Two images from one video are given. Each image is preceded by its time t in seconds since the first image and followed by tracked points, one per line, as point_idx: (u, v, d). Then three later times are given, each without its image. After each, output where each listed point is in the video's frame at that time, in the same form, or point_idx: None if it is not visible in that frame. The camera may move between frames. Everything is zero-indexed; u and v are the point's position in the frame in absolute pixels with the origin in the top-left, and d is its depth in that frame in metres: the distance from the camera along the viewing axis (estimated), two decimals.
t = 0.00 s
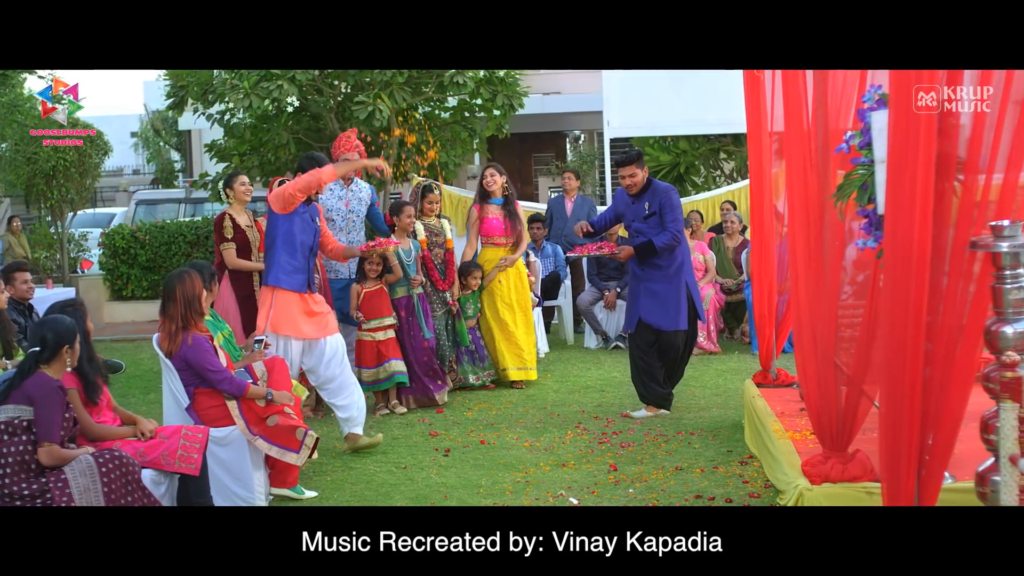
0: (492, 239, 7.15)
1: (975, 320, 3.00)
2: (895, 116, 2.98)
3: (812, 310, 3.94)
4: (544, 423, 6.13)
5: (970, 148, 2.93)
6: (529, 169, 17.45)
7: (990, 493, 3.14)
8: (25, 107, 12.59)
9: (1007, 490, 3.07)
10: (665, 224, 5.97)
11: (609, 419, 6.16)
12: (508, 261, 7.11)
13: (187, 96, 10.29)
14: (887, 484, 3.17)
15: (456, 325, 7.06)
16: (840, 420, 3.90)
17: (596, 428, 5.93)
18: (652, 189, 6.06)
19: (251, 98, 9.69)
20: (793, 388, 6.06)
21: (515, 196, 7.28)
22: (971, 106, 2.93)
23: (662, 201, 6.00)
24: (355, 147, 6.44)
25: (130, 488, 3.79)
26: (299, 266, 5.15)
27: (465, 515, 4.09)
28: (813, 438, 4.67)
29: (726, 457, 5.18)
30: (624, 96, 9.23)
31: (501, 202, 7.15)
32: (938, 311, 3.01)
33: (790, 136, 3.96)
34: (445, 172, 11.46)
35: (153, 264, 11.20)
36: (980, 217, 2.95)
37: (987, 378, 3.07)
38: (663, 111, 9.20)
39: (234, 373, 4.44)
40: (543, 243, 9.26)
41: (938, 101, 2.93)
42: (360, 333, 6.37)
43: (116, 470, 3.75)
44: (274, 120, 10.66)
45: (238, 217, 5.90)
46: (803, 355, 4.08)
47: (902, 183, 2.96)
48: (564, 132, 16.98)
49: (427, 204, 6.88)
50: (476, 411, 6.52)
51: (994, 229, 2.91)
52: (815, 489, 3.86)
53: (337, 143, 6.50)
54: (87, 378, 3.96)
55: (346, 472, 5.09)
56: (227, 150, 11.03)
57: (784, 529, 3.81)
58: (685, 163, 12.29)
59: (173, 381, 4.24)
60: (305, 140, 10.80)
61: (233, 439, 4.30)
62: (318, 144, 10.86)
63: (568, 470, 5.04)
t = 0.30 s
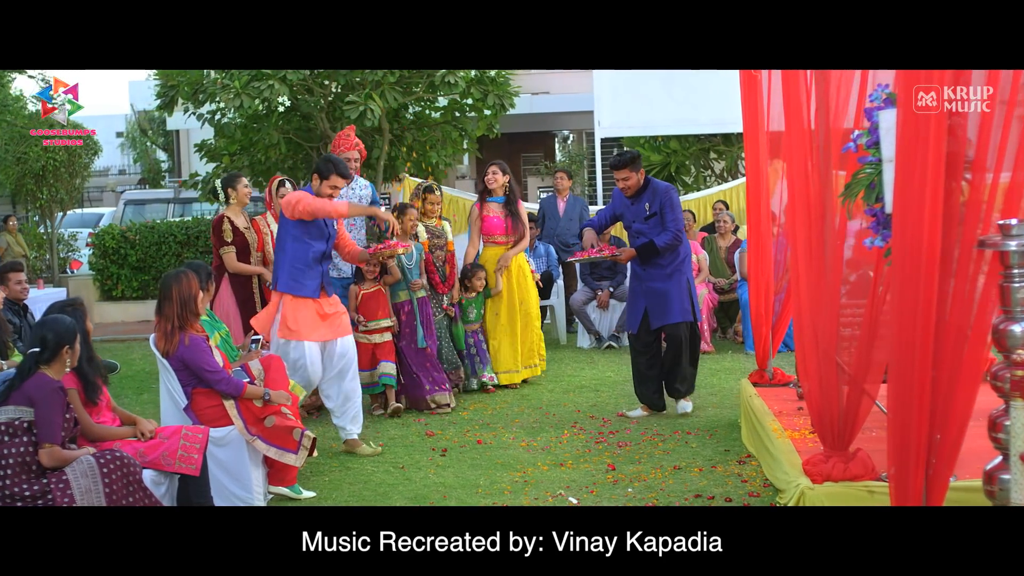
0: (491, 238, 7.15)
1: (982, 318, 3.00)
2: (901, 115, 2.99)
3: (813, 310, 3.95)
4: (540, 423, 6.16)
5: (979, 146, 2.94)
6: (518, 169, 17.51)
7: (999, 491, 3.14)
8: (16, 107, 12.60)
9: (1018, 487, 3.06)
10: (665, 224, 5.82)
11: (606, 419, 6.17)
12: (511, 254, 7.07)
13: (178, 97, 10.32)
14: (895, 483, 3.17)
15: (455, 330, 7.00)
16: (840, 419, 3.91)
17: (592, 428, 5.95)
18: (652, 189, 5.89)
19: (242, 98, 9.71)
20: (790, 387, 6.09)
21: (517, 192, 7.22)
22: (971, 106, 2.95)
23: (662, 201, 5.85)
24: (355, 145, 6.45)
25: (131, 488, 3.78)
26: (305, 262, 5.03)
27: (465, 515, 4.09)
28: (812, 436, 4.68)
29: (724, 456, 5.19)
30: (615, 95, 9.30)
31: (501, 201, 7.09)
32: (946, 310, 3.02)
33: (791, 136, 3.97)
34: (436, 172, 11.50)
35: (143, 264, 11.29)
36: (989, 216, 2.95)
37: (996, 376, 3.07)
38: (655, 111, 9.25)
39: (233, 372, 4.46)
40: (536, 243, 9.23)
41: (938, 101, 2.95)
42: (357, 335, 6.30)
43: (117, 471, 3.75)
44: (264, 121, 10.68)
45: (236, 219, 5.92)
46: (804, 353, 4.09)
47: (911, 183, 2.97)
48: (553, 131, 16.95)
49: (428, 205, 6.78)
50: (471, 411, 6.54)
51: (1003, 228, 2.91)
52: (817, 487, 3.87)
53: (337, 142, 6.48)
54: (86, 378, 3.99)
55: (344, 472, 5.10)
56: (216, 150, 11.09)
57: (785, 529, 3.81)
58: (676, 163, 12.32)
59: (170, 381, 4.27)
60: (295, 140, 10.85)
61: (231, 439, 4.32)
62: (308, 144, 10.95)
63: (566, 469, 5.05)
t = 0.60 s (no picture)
0: (492, 240, 7.08)
1: (989, 316, 3.02)
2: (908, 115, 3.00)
3: (812, 309, 3.96)
4: (536, 423, 6.18)
5: (985, 146, 2.94)
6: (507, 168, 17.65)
7: (1005, 490, 3.14)
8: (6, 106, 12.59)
9: None
10: (668, 224, 5.79)
11: (601, 419, 6.20)
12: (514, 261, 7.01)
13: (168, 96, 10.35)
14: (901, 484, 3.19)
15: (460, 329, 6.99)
16: (841, 418, 3.96)
17: (588, 427, 5.97)
18: (652, 189, 5.86)
19: (233, 97, 9.78)
20: (787, 385, 6.14)
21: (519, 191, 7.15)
22: (975, 105, 2.94)
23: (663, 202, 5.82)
24: (355, 145, 6.46)
25: (131, 489, 3.82)
26: (311, 266, 4.99)
27: (465, 515, 4.10)
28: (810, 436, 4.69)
29: (721, 455, 5.20)
30: (606, 96, 9.32)
31: (504, 202, 7.05)
32: (954, 309, 3.02)
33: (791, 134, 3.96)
34: (426, 172, 11.53)
35: (133, 264, 11.38)
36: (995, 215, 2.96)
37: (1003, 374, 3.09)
38: (645, 110, 9.26)
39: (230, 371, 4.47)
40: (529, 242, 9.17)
41: (938, 101, 2.97)
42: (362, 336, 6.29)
43: (117, 471, 3.79)
44: (254, 119, 10.70)
45: (234, 219, 5.94)
46: (804, 351, 4.10)
47: (919, 183, 2.98)
48: (542, 131, 16.91)
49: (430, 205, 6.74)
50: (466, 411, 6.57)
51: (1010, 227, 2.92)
52: (818, 486, 3.90)
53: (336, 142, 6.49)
54: (85, 377, 3.98)
55: (341, 472, 5.11)
56: (207, 149, 11.10)
57: (786, 530, 3.81)
58: (667, 163, 12.36)
59: (168, 381, 4.28)
60: (285, 139, 10.91)
61: (229, 439, 4.32)
62: (297, 143, 11.05)
63: (564, 469, 5.06)
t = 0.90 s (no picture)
0: (497, 241, 7.05)
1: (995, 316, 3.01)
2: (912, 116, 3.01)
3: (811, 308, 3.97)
4: (532, 423, 6.20)
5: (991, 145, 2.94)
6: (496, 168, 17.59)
7: (1011, 488, 3.15)
8: None
9: None
10: (670, 225, 5.76)
11: (597, 419, 6.22)
12: (519, 266, 6.99)
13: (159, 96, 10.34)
14: (909, 484, 3.20)
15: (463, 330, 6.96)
16: (841, 417, 3.96)
17: (584, 427, 5.98)
18: (656, 190, 5.86)
19: (225, 97, 9.78)
20: (783, 384, 6.15)
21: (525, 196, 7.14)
22: (975, 104, 2.94)
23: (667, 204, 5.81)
24: (355, 147, 6.46)
25: (132, 489, 3.79)
26: (313, 268, 4.98)
27: (464, 515, 4.11)
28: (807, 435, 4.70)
29: (719, 454, 5.20)
30: (598, 95, 9.29)
31: (508, 205, 7.03)
32: (960, 308, 3.02)
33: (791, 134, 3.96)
34: (418, 171, 11.53)
35: (124, 264, 11.39)
36: (1001, 215, 2.96)
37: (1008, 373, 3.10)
38: (637, 110, 9.25)
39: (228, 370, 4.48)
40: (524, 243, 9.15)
41: (939, 101, 2.98)
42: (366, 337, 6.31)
43: (118, 471, 3.76)
44: (245, 119, 10.70)
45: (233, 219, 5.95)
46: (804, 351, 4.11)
47: (926, 184, 2.99)
48: (532, 131, 16.91)
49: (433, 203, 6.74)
50: (462, 411, 6.58)
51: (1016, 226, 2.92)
52: (817, 486, 3.90)
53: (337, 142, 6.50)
54: (83, 377, 3.94)
55: (339, 471, 5.12)
56: (198, 150, 11.14)
57: (785, 529, 3.82)
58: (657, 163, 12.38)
59: (166, 381, 4.27)
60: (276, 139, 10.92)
61: (227, 439, 4.33)
62: (288, 142, 11.03)
63: (562, 468, 5.07)
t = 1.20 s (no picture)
0: (508, 239, 7.00)
1: (1002, 315, 3.02)
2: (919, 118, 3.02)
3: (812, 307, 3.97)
4: (529, 422, 6.22)
5: (998, 144, 2.94)
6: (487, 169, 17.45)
7: (1018, 487, 3.16)
8: None
9: None
10: (676, 227, 5.74)
11: (593, 418, 6.25)
12: (524, 262, 6.98)
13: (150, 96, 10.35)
14: (916, 483, 3.22)
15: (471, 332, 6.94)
16: (842, 416, 3.97)
17: (581, 426, 6.00)
18: (666, 191, 5.86)
19: (217, 97, 9.81)
20: (780, 384, 6.11)
21: (536, 192, 7.06)
22: (974, 105, 2.96)
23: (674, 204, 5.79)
24: (354, 146, 6.46)
25: (133, 489, 3.80)
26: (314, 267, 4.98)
27: (464, 515, 4.12)
28: (806, 434, 4.71)
29: (717, 454, 5.21)
30: (588, 95, 9.21)
31: (517, 203, 6.99)
32: (966, 307, 3.03)
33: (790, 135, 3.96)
34: (409, 171, 11.54)
35: (115, 264, 11.47)
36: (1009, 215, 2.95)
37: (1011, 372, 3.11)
38: (630, 110, 9.24)
39: (226, 369, 4.50)
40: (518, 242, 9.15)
41: (939, 101, 3.00)
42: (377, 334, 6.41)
43: (120, 472, 3.76)
44: (236, 119, 10.73)
45: (233, 221, 5.93)
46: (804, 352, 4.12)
47: (933, 184, 3.00)
48: (522, 131, 16.89)
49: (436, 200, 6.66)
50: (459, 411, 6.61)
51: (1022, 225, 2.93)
52: (819, 484, 3.89)
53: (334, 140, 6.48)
54: (83, 376, 3.94)
55: (337, 471, 5.14)
56: (190, 149, 11.15)
57: (784, 530, 3.83)
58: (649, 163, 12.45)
59: (165, 381, 4.28)
60: (267, 139, 10.94)
61: (225, 439, 4.33)
62: (280, 142, 11.06)
63: (560, 468, 5.07)
